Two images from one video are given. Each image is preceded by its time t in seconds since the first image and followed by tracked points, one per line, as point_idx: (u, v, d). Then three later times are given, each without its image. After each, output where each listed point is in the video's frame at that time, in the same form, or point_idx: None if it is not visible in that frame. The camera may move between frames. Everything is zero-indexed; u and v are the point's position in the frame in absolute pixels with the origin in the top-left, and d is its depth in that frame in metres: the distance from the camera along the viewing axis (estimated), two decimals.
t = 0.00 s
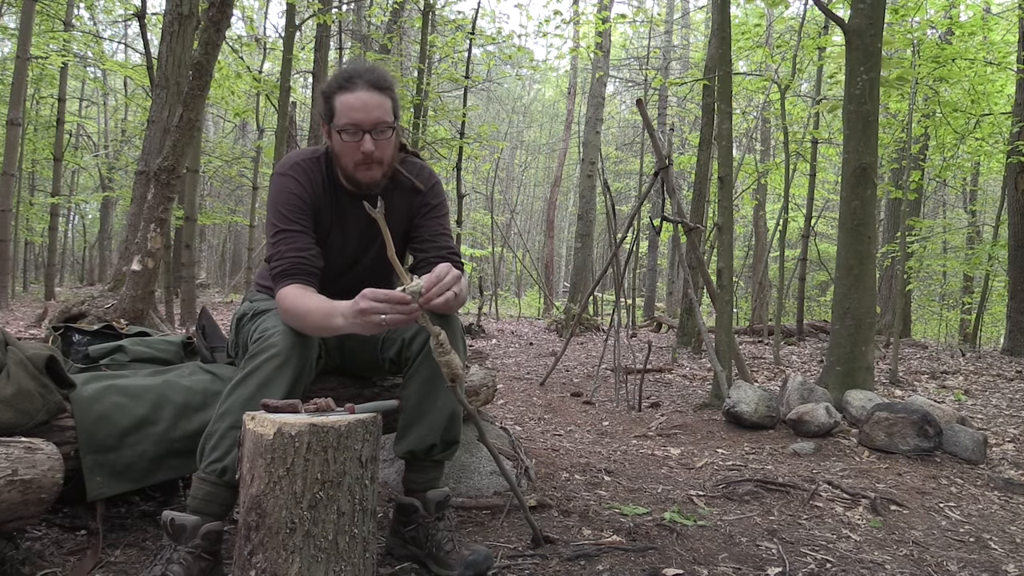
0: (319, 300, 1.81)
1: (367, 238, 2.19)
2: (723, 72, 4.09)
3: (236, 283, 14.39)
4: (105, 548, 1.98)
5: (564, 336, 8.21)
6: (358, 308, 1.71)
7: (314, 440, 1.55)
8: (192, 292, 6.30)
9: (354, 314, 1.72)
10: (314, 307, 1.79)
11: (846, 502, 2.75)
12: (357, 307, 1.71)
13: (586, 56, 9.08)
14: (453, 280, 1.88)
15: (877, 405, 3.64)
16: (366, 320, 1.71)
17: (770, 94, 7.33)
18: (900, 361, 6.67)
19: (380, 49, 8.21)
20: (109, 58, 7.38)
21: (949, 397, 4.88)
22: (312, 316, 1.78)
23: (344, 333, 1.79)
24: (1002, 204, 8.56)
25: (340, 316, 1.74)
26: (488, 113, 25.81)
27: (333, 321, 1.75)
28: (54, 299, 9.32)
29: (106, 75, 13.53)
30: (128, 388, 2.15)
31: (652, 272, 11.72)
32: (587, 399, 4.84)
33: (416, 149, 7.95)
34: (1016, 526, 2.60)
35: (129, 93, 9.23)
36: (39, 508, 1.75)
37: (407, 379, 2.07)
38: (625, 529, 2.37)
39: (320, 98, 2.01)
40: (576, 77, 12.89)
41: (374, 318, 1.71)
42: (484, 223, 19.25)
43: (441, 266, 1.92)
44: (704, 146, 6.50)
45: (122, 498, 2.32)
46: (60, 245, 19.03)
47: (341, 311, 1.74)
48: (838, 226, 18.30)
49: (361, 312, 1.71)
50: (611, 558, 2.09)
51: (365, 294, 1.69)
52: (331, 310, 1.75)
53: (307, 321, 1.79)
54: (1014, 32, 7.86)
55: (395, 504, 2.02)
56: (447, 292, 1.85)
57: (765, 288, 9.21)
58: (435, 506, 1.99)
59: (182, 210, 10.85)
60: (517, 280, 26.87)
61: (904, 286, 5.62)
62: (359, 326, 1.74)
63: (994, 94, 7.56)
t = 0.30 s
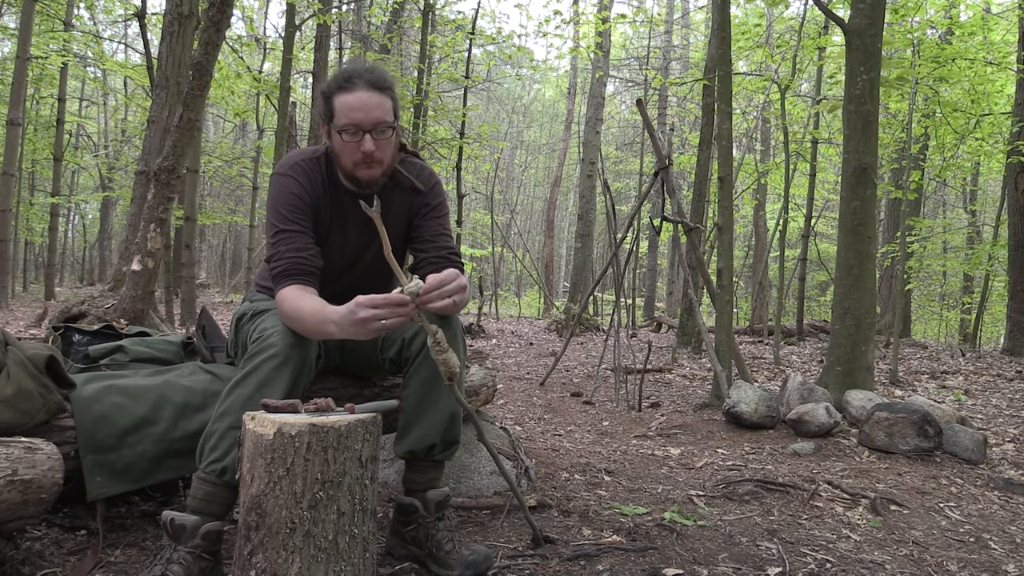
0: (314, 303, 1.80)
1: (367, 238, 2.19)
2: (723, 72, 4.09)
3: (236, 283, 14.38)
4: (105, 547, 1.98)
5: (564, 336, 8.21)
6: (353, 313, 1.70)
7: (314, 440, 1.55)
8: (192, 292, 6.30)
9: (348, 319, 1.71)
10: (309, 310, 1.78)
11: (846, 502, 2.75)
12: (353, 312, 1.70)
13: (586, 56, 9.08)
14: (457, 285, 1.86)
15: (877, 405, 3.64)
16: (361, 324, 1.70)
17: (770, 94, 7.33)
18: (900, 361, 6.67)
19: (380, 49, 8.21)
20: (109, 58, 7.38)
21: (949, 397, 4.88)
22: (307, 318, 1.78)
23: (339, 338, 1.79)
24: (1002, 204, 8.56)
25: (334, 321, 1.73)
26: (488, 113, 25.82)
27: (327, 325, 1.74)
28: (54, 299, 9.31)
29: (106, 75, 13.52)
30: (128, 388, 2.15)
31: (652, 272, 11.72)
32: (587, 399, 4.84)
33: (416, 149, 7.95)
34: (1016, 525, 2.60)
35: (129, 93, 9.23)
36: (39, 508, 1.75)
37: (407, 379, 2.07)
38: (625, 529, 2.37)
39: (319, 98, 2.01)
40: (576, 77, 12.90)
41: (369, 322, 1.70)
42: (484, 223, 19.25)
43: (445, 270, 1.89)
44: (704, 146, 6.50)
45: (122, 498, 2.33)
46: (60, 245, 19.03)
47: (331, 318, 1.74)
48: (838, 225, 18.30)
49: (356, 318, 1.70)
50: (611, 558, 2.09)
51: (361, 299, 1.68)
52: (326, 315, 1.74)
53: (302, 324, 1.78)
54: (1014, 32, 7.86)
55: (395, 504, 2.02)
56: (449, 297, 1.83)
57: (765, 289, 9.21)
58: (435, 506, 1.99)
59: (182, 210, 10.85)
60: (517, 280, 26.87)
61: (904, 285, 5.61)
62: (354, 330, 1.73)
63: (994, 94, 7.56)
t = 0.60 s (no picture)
0: (320, 304, 1.80)
1: (368, 238, 2.19)
2: (723, 72, 4.09)
3: (236, 284, 14.38)
4: (105, 547, 1.98)
5: (564, 336, 8.21)
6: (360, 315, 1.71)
7: (314, 440, 1.55)
8: (192, 292, 6.30)
9: (355, 321, 1.71)
10: (314, 310, 1.78)
11: (846, 502, 2.75)
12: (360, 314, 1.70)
13: (586, 56, 9.08)
14: (461, 293, 1.87)
15: (877, 405, 3.64)
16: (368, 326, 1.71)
17: (770, 94, 7.32)
18: (900, 361, 6.67)
19: (380, 49, 8.21)
20: (109, 58, 7.38)
21: (949, 397, 4.88)
22: (311, 318, 1.78)
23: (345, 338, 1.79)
24: (1002, 204, 8.56)
25: (341, 322, 1.73)
26: (489, 113, 25.83)
27: (333, 326, 1.74)
28: (54, 299, 9.31)
29: (106, 75, 13.52)
30: (128, 388, 2.15)
31: (652, 272, 11.72)
32: (587, 399, 4.84)
33: (416, 149, 7.95)
34: (1016, 525, 2.60)
35: (129, 93, 9.23)
36: (39, 508, 1.75)
37: (408, 378, 2.07)
38: (625, 529, 2.37)
39: (320, 97, 2.01)
40: (576, 77, 12.90)
41: (375, 323, 1.70)
42: (484, 223, 19.24)
43: (449, 278, 1.92)
44: (705, 146, 6.51)
45: (122, 498, 2.33)
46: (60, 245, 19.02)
47: (336, 320, 1.74)
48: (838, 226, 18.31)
49: (363, 320, 1.70)
50: (611, 558, 2.09)
51: (367, 301, 1.69)
52: (333, 316, 1.74)
53: (307, 324, 1.78)
54: (1014, 32, 7.86)
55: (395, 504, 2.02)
56: (453, 304, 1.85)
57: (766, 289, 9.21)
58: (435, 506, 1.99)
59: (182, 210, 10.85)
60: (517, 280, 26.88)
61: (904, 285, 5.61)
62: (360, 331, 1.73)
63: (994, 94, 7.56)
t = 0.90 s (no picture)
0: (320, 304, 1.79)
1: (368, 238, 2.19)
2: (723, 72, 4.09)
3: (236, 284, 14.38)
4: (105, 548, 1.98)
5: (564, 336, 8.21)
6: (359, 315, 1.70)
7: (314, 440, 1.55)
8: (192, 292, 6.29)
9: (354, 320, 1.71)
10: (314, 310, 1.78)
11: (846, 502, 2.75)
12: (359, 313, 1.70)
13: (586, 56, 9.08)
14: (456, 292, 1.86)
15: (878, 405, 3.64)
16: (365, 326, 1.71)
17: (770, 94, 7.33)
18: (900, 361, 6.67)
19: (380, 49, 8.21)
20: (109, 58, 7.38)
21: (949, 397, 4.88)
22: (311, 317, 1.78)
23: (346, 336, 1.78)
24: (1002, 204, 8.56)
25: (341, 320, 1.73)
26: (489, 113, 25.85)
27: (333, 323, 1.74)
28: (54, 299, 9.30)
29: (106, 75, 13.51)
30: (128, 388, 2.15)
31: (652, 272, 11.72)
32: (587, 399, 4.84)
33: (416, 149, 7.95)
34: (1016, 525, 2.61)
35: (129, 93, 9.22)
36: (39, 508, 1.74)
37: (408, 379, 2.07)
38: (625, 529, 2.37)
39: (321, 97, 2.01)
40: (576, 77, 12.90)
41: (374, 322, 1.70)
42: (484, 223, 19.24)
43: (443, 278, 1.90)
44: (704, 146, 6.51)
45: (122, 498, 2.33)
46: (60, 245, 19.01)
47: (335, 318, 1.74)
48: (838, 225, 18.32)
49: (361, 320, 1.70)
50: (611, 558, 2.09)
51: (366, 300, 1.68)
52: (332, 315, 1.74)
53: (308, 323, 1.78)
54: (1014, 32, 7.86)
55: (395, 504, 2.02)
56: (449, 303, 1.83)
57: (766, 289, 9.21)
58: (435, 505, 1.99)
59: (182, 210, 10.85)
60: (517, 280, 26.89)
61: (904, 285, 5.61)
62: (359, 330, 1.73)
63: (994, 94, 7.56)
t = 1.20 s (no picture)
0: (316, 304, 1.80)
1: (369, 238, 2.19)
2: (723, 72, 4.09)
3: (236, 284, 14.37)
4: (105, 547, 1.98)
5: (564, 337, 8.22)
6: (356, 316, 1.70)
7: (314, 440, 1.55)
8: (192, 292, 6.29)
9: (349, 321, 1.72)
10: (312, 309, 1.78)
11: (846, 502, 2.75)
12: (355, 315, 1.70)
13: (586, 56, 9.08)
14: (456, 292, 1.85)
15: (878, 405, 3.64)
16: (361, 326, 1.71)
17: (770, 94, 7.32)
18: (900, 361, 6.67)
19: (381, 49, 8.21)
20: (109, 58, 7.38)
21: (949, 397, 4.88)
22: (309, 317, 1.78)
23: (342, 337, 1.78)
24: (1002, 204, 8.56)
25: (336, 323, 1.73)
26: (489, 113, 25.86)
27: (329, 325, 1.75)
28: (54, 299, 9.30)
29: (105, 75, 13.52)
30: (128, 388, 2.15)
31: (652, 272, 11.71)
32: (587, 399, 4.84)
33: (416, 149, 7.95)
34: (1016, 525, 2.61)
35: (129, 93, 9.22)
36: (39, 508, 1.75)
37: (407, 379, 2.07)
38: (625, 529, 2.37)
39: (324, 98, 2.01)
40: (576, 77, 12.90)
41: (372, 322, 1.69)
42: (484, 223, 19.25)
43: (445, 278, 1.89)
44: (705, 146, 6.52)
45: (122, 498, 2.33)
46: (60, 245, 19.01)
47: (335, 316, 1.74)
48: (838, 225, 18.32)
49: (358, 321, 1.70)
50: (611, 558, 2.09)
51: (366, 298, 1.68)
52: (328, 316, 1.75)
53: (305, 323, 1.78)
54: (1014, 32, 7.86)
55: (395, 504, 2.02)
56: (449, 303, 1.82)
57: (766, 289, 9.21)
58: (435, 505, 1.99)
59: (182, 210, 10.85)
60: (517, 280, 26.88)
61: (904, 285, 5.61)
62: (355, 331, 1.73)
63: (994, 94, 7.56)
